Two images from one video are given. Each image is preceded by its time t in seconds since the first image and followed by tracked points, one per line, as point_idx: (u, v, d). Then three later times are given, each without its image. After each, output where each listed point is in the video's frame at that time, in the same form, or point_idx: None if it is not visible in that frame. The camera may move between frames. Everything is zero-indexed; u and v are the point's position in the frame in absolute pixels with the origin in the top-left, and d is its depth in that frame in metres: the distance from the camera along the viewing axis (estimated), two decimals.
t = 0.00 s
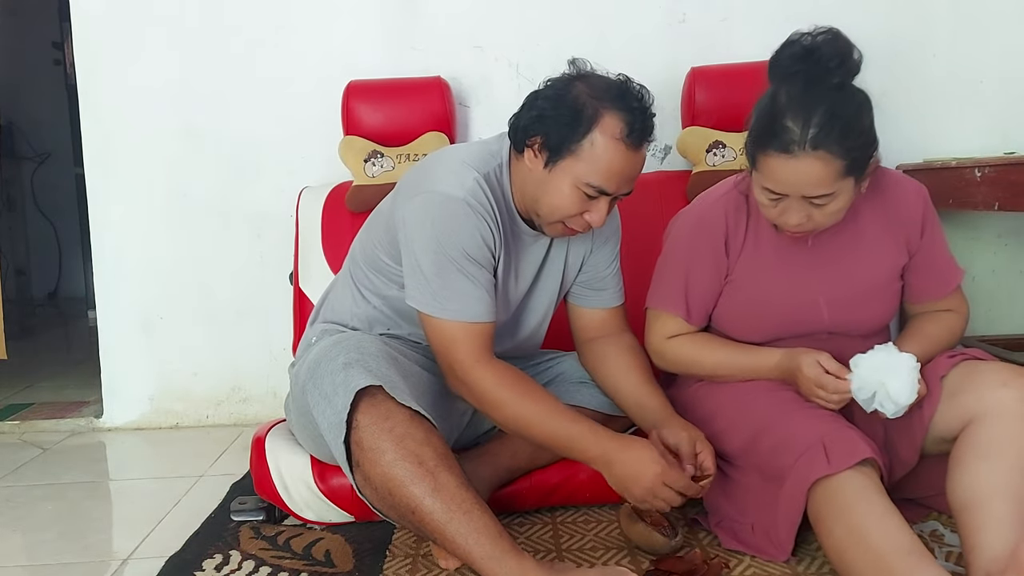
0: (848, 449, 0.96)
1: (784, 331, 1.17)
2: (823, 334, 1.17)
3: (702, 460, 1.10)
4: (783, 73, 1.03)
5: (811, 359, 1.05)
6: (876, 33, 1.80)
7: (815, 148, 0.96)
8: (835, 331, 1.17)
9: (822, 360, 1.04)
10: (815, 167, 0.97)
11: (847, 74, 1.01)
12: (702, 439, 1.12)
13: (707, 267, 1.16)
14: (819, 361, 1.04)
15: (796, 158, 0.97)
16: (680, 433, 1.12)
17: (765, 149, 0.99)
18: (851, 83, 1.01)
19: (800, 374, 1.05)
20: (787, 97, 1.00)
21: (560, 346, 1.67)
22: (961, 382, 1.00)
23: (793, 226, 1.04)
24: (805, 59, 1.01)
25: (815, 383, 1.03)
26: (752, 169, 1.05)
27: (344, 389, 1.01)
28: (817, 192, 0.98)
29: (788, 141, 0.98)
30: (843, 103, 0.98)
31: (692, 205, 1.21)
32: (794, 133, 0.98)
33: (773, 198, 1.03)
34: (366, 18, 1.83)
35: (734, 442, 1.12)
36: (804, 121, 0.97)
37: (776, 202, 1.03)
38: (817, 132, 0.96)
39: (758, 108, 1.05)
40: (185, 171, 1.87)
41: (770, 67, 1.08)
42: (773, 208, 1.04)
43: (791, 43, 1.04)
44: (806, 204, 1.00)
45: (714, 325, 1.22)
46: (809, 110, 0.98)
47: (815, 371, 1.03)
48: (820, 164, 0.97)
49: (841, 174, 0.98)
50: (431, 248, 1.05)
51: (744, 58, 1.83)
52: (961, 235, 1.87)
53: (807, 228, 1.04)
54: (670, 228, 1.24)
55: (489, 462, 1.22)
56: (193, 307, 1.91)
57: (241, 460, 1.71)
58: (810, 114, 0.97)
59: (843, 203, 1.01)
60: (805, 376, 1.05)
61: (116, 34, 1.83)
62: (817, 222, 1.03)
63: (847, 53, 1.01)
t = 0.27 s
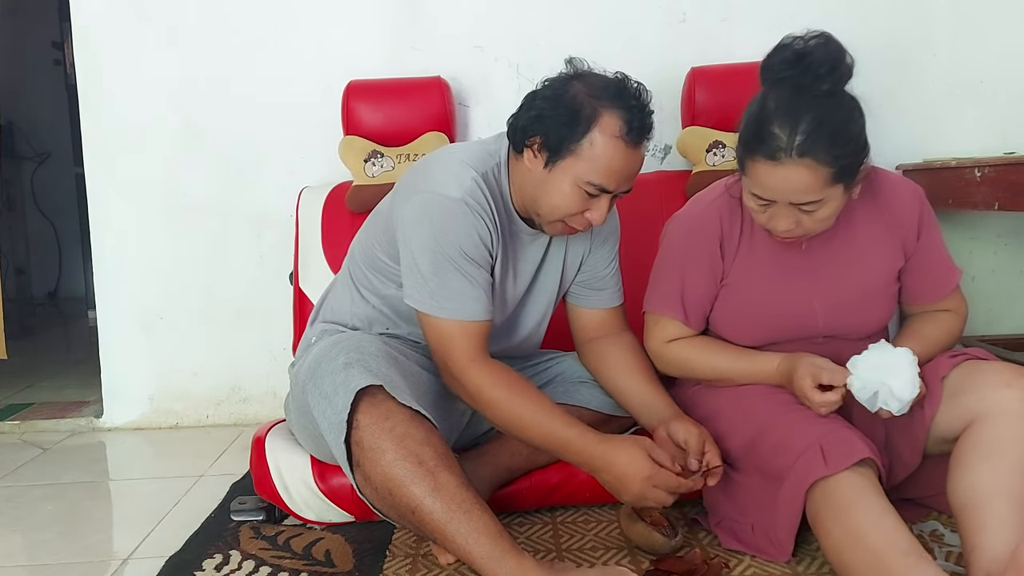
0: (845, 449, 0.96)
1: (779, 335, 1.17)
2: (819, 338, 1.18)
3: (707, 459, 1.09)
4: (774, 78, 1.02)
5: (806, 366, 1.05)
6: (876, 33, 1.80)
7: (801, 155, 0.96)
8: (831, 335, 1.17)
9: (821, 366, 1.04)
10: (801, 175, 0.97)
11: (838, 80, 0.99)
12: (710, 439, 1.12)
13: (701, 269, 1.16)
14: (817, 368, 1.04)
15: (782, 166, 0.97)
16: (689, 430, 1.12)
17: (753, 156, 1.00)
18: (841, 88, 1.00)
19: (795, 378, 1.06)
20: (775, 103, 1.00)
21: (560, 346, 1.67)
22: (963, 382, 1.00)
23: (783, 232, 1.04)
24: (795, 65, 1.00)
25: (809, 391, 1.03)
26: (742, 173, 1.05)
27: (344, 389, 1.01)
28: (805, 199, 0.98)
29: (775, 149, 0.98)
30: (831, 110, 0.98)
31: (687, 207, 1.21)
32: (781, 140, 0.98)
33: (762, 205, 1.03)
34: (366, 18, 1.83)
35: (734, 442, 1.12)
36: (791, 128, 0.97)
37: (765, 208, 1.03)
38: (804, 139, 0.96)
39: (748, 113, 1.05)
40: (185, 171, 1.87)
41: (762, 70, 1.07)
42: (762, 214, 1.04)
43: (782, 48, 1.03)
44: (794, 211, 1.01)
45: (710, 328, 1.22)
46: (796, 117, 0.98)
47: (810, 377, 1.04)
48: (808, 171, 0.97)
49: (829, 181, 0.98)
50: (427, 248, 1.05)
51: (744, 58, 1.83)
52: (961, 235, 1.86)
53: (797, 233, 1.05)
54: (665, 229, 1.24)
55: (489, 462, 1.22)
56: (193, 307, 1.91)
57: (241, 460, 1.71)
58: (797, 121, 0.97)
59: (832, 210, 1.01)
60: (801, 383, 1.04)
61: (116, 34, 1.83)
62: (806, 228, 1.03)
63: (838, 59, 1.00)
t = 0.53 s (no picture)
0: (845, 451, 0.96)
1: (779, 336, 1.17)
2: (818, 338, 1.17)
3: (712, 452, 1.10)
4: (770, 79, 1.02)
5: (810, 374, 1.04)
6: (876, 33, 1.80)
7: (795, 157, 0.96)
8: (830, 336, 1.17)
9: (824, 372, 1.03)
10: (797, 176, 0.97)
11: (836, 80, 0.99)
12: (713, 436, 1.12)
13: (701, 269, 1.16)
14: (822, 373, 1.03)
15: (777, 167, 0.97)
16: (695, 428, 1.12)
17: (748, 157, 1.00)
18: (838, 88, 0.99)
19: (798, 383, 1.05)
20: (770, 104, 1.00)
21: (560, 346, 1.67)
22: (964, 382, 1.00)
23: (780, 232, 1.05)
24: (792, 65, 1.00)
25: (814, 400, 1.02)
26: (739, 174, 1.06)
27: (344, 389, 1.01)
28: (800, 201, 0.99)
29: (769, 150, 0.98)
30: (827, 111, 0.98)
31: (687, 207, 1.21)
32: (775, 142, 0.98)
33: (757, 206, 1.03)
34: (366, 18, 1.83)
35: (735, 442, 1.12)
36: (786, 129, 0.97)
37: (761, 208, 1.03)
38: (798, 140, 0.96)
39: (744, 114, 1.04)
40: (185, 171, 1.87)
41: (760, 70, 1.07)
42: (759, 214, 1.04)
43: (779, 48, 1.02)
44: (790, 212, 1.01)
45: (710, 328, 1.22)
46: (791, 118, 0.98)
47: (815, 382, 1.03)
48: (803, 172, 0.97)
49: (825, 182, 0.98)
50: (425, 249, 1.05)
51: (744, 58, 1.83)
52: (961, 235, 1.86)
53: (794, 233, 1.05)
54: (665, 229, 1.24)
55: (489, 461, 1.22)
56: (193, 307, 1.91)
57: (241, 460, 1.71)
58: (792, 122, 0.97)
59: (828, 211, 1.02)
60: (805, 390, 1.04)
61: (116, 34, 1.83)
62: (803, 229, 1.04)
63: (835, 59, 0.99)
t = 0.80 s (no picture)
0: (845, 451, 0.96)
1: (779, 335, 1.17)
2: (818, 338, 1.17)
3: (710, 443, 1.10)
4: (769, 78, 1.02)
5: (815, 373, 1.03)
6: (876, 33, 1.80)
7: (792, 156, 0.96)
8: (831, 335, 1.17)
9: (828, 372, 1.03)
10: (794, 174, 0.97)
11: (834, 79, 0.99)
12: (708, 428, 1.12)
13: (701, 269, 1.16)
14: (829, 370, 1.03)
15: (774, 166, 0.97)
16: (688, 422, 1.13)
17: (745, 156, 1.00)
18: (837, 87, 0.99)
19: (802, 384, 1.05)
20: (768, 104, 1.00)
21: (560, 346, 1.67)
22: (965, 383, 1.00)
23: (777, 232, 1.05)
24: (791, 65, 1.00)
25: (822, 399, 1.02)
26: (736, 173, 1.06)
27: (344, 389, 1.01)
28: (797, 200, 0.98)
29: (766, 149, 0.98)
30: (825, 110, 0.98)
31: (687, 207, 1.21)
32: (772, 140, 0.98)
33: (755, 205, 1.03)
34: (366, 18, 1.83)
35: (735, 443, 1.12)
36: (783, 127, 0.97)
37: (759, 207, 1.03)
38: (795, 139, 0.96)
39: (742, 114, 1.05)
40: (185, 171, 1.87)
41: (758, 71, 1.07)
42: (757, 213, 1.04)
43: (777, 48, 1.03)
44: (787, 211, 1.01)
45: (710, 328, 1.22)
46: (788, 117, 0.98)
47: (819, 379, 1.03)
48: (800, 170, 0.97)
49: (822, 181, 0.98)
50: (424, 249, 1.05)
51: (744, 58, 1.83)
52: (962, 235, 1.86)
53: (791, 233, 1.05)
54: (665, 229, 1.24)
55: (489, 462, 1.22)
56: (193, 307, 1.91)
57: (241, 460, 1.71)
58: (789, 121, 0.97)
59: (824, 211, 1.01)
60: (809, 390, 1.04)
61: (116, 34, 1.83)
62: (800, 228, 1.03)
63: (834, 58, 0.99)
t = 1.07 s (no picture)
0: (845, 452, 0.96)
1: (779, 335, 1.17)
2: (818, 338, 1.17)
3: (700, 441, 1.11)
4: (767, 78, 1.02)
5: (811, 370, 1.04)
6: (876, 33, 1.80)
7: (791, 155, 0.96)
8: (830, 335, 1.17)
9: (823, 368, 1.04)
10: (792, 174, 0.97)
11: (833, 78, 0.99)
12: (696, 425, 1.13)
13: (701, 269, 1.16)
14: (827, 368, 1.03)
15: (773, 167, 0.97)
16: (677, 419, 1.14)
17: (743, 156, 1.00)
18: (836, 87, 0.99)
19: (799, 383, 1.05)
20: (766, 104, 1.00)
21: (560, 346, 1.67)
22: (965, 383, 1.00)
23: (776, 231, 1.05)
24: (789, 65, 1.00)
25: (816, 394, 1.02)
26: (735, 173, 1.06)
27: (344, 389, 1.01)
28: (796, 200, 0.99)
29: (764, 149, 0.98)
30: (824, 109, 0.98)
31: (687, 207, 1.21)
32: (771, 140, 0.98)
33: (754, 205, 1.03)
34: (366, 18, 1.83)
35: (735, 443, 1.12)
36: (781, 127, 0.97)
37: (758, 207, 1.03)
38: (794, 139, 0.96)
39: (740, 114, 1.05)
40: (185, 171, 1.87)
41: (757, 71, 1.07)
42: (756, 213, 1.04)
43: (776, 47, 1.03)
44: (786, 211, 1.01)
45: (710, 328, 1.22)
46: (786, 117, 0.98)
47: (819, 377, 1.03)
48: (798, 170, 0.97)
49: (821, 181, 0.98)
50: (424, 249, 1.05)
51: (744, 58, 1.83)
52: (962, 235, 1.86)
53: (790, 233, 1.05)
54: (665, 229, 1.24)
55: (489, 462, 1.22)
56: (193, 307, 1.91)
57: (241, 460, 1.71)
58: (787, 121, 0.97)
59: (823, 211, 1.01)
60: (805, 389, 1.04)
61: (116, 33, 1.83)
62: (800, 228, 1.04)
63: (832, 58, 0.99)
